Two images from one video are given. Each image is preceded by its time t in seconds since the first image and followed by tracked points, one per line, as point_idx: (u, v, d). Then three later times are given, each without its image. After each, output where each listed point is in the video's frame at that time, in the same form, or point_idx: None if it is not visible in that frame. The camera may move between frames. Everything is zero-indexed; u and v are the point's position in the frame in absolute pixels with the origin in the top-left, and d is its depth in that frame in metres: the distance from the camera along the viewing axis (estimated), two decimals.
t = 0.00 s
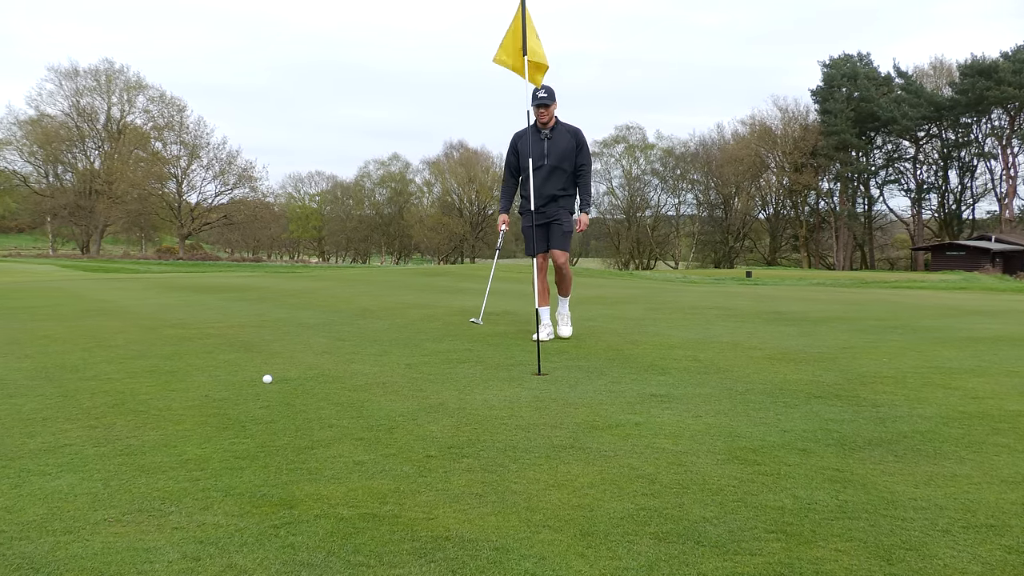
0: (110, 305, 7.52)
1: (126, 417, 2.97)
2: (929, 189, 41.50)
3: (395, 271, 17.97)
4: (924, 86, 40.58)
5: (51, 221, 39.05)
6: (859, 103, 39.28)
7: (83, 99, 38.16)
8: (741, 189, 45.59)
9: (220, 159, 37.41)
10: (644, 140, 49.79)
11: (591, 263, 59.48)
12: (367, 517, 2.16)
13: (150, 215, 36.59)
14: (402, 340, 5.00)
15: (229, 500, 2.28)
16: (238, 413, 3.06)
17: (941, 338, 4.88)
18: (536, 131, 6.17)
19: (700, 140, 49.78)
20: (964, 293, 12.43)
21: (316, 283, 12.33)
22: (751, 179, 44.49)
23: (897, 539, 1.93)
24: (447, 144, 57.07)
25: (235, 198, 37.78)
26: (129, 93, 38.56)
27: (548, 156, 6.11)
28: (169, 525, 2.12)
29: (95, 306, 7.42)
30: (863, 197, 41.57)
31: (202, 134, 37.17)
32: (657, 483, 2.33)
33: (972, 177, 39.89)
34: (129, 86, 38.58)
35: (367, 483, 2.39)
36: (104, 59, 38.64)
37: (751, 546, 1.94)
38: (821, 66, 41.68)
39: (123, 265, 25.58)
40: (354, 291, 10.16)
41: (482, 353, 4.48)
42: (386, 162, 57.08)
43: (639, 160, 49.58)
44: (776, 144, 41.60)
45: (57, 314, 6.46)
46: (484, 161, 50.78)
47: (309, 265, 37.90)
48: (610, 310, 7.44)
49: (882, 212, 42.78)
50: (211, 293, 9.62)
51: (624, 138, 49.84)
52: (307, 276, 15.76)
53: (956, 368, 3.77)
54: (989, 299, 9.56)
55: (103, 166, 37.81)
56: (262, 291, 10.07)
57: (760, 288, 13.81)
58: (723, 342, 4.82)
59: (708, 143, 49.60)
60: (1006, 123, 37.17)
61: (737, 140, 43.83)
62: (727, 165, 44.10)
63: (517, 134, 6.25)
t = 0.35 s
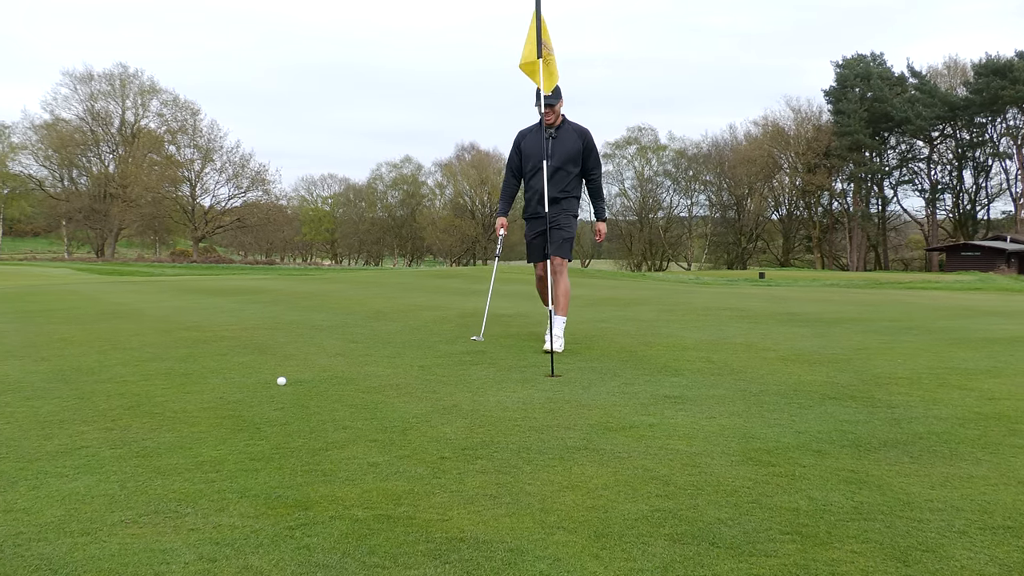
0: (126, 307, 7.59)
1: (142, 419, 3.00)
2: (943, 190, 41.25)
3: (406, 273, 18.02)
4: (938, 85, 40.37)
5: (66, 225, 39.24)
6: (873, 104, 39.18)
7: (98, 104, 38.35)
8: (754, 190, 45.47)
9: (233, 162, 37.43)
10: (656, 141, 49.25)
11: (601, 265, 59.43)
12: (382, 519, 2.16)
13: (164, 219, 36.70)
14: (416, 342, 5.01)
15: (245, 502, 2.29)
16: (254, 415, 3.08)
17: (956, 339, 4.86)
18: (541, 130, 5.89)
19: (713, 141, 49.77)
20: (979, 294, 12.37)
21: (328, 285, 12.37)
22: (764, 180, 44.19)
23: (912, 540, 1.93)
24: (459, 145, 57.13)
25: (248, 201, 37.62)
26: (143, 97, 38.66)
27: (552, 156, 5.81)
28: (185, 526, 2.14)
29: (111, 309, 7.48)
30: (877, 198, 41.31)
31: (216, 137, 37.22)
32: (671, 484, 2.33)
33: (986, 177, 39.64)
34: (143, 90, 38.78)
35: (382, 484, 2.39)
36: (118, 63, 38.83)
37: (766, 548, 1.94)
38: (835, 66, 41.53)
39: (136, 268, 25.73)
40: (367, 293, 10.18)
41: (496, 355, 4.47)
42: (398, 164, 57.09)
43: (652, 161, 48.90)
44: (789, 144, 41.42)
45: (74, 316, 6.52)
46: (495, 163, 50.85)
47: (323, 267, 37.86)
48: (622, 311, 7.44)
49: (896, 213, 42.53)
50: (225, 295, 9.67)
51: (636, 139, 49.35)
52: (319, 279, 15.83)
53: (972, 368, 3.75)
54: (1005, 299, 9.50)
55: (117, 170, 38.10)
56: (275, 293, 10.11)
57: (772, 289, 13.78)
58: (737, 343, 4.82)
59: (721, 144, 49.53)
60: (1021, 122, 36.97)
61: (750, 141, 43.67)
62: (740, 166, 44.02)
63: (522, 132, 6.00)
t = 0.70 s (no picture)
0: (138, 307, 7.64)
1: (153, 419, 3.01)
2: (954, 187, 40.95)
3: (415, 272, 18.02)
4: (948, 82, 40.10)
5: (77, 225, 39.54)
6: (883, 100, 38.86)
7: (108, 105, 38.49)
8: (763, 188, 45.26)
9: (243, 162, 37.42)
10: (665, 140, 50.10)
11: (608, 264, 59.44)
12: (393, 517, 2.17)
13: (174, 219, 36.80)
14: (425, 341, 5.01)
15: (256, 500, 2.30)
16: (264, 414, 3.09)
17: (969, 337, 4.82)
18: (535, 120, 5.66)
19: (722, 139, 49.74)
20: (993, 291, 12.24)
21: (339, 285, 12.40)
22: (773, 178, 44.00)
23: (924, 537, 1.92)
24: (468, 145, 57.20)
25: (258, 201, 37.54)
26: (153, 98, 38.89)
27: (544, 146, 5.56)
28: (197, 524, 2.15)
29: (124, 308, 7.53)
30: (887, 195, 41.06)
31: (225, 138, 37.24)
32: (681, 482, 2.33)
33: (998, 174, 39.30)
34: (153, 91, 38.95)
35: (392, 483, 2.40)
36: (128, 64, 39.00)
37: (777, 546, 1.93)
38: (844, 63, 41.32)
39: (145, 268, 25.86)
40: (376, 292, 10.20)
41: (505, 354, 4.47)
42: (407, 164, 57.06)
43: (660, 159, 49.75)
44: (798, 142, 41.13)
45: (86, 316, 6.55)
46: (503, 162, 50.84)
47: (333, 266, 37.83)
48: (631, 310, 7.41)
49: (906, 210, 42.26)
50: (236, 295, 9.72)
51: (645, 138, 50.04)
52: (329, 278, 15.85)
53: (983, 367, 3.72)
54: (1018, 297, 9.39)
55: (128, 171, 38.40)
56: (285, 293, 10.14)
57: (784, 287, 13.69)
58: (748, 341, 4.80)
59: (730, 142, 49.45)
60: None
61: (759, 139, 43.51)
62: (749, 164, 43.91)
63: (517, 122, 5.82)
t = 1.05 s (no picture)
0: (151, 304, 7.67)
1: (165, 414, 3.02)
2: (967, 183, 40.63)
3: (424, 269, 18.03)
4: (962, 77, 39.76)
5: (90, 222, 39.83)
6: (896, 96, 38.53)
7: (120, 102, 38.62)
8: (775, 184, 45.15)
9: (254, 160, 37.44)
10: (675, 136, 49.58)
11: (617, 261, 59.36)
12: (404, 513, 2.18)
13: (186, 216, 36.94)
14: (436, 337, 5.02)
15: (268, 496, 2.31)
16: (275, 410, 3.10)
17: (982, 334, 4.80)
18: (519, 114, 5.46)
19: (733, 136, 49.54)
20: (1006, 288, 12.17)
21: (349, 281, 12.43)
22: (785, 175, 43.79)
23: (938, 536, 1.91)
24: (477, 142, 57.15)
25: (269, 198, 37.66)
26: (165, 95, 39.02)
27: (531, 142, 5.39)
28: (210, 520, 2.16)
29: (137, 305, 7.56)
30: (899, 192, 40.85)
31: (237, 135, 37.28)
32: (693, 479, 2.33)
33: (1011, 170, 39.00)
34: (165, 88, 39.08)
35: (403, 479, 2.41)
36: (139, 62, 39.09)
37: (790, 543, 1.93)
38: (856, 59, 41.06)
39: (157, 265, 26.01)
40: (386, 289, 10.22)
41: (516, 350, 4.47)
42: (418, 161, 56.99)
43: (671, 155, 49.30)
44: (809, 138, 40.95)
45: (98, 313, 6.58)
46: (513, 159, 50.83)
47: (344, 262, 37.84)
48: (639, 307, 7.41)
49: (919, 207, 42.07)
50: (247, 292, 9.74)
51: (655, 134, 49.73)
52: (340, 274, 15.89)
53: (997, 364, 3.70)
54: None
55: (140, 168, 38.66)
56: (296, 290, 10.16)
57: (795, 284, 13.62)
58: (759, 338, 4.79)
59: (741, 139, 49.23)
60: None
61: (770, 136, 43.30)
62: (760, 160, 43.67)
63: (500, 117, 5.59)
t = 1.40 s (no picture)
0: (168, 306, 7.71)
1: (183, 417, 3.04)
2: (985, 183, 40.08)
3: (437, 271, 18.04)
4: (979, 77, 39.26)
5: (107, 224, 40.06)
6: (912, 96, 38.18)
7: (137, 105, 38.77)
8: (790, 185, 44.99)
9: (269, 162, 37.50)
10: (690, 137, 49.93)
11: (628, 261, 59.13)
12: (421, 516, 2.18)
13: (201, 218, 37.00)
14: (451, 340, 5.02)
15: (286, 498, 2.32)
16: (292, 412, 3.11)
17: (1003, 336, 4.75)
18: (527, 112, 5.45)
19: (747, 137, 49.29)
20: None
21: (363, 283, 12.46)
22: (800, 176, 43.44)
23: (959, 540, 1.91)
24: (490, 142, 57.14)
25: (283, 200, 37.67)
26: (180, 99, 39.10)
27: (536, 140, 5.37)
28: (228, 522, 2.17)
29: (153, 307, 7.60)
30: (916, 192, 40.47)
31: (251, 137, 37.38)
32: (710, 483, 2.33)
33: None
34: (180, 91, 39.20)
35: (420, 482, 2.41)
36: (155, 65, 39.21)
37: (810, 547, 1.92)
38: (871, 59, 40.73)
39: (173, 267, 26.14)
40: (400, 291, 10.24)
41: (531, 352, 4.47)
42: (431, 162, 56.85)
43: (686, 157, 49.71)
44: (825, 139, 40.39)
45: (116, 315, 6.62)
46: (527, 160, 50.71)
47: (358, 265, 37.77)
48: (653, 309, 7.39)
49: (935, 208, 41.62)
50: (263, 294, 9.78)
51: (670, 136, 49.98)
52: (354, 276, 15.94)
53: (1018, 367, 3.68)
54: None
55: (155, 171, 38.92)
56: (311, 292, 10.19)
57: (812, 285, 13.52)
58: (775, 340, 4.77)
59: (755, 139, 48.97)
60: None
61: (785, 136, 43.17)
62: (776, 161, 43.38)
63: (510, 115, 5.62)
